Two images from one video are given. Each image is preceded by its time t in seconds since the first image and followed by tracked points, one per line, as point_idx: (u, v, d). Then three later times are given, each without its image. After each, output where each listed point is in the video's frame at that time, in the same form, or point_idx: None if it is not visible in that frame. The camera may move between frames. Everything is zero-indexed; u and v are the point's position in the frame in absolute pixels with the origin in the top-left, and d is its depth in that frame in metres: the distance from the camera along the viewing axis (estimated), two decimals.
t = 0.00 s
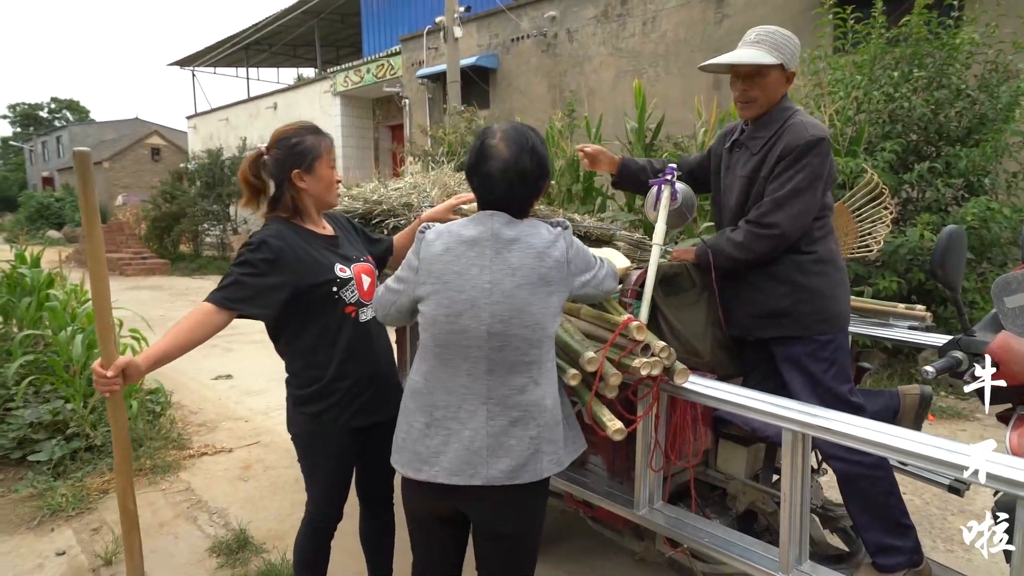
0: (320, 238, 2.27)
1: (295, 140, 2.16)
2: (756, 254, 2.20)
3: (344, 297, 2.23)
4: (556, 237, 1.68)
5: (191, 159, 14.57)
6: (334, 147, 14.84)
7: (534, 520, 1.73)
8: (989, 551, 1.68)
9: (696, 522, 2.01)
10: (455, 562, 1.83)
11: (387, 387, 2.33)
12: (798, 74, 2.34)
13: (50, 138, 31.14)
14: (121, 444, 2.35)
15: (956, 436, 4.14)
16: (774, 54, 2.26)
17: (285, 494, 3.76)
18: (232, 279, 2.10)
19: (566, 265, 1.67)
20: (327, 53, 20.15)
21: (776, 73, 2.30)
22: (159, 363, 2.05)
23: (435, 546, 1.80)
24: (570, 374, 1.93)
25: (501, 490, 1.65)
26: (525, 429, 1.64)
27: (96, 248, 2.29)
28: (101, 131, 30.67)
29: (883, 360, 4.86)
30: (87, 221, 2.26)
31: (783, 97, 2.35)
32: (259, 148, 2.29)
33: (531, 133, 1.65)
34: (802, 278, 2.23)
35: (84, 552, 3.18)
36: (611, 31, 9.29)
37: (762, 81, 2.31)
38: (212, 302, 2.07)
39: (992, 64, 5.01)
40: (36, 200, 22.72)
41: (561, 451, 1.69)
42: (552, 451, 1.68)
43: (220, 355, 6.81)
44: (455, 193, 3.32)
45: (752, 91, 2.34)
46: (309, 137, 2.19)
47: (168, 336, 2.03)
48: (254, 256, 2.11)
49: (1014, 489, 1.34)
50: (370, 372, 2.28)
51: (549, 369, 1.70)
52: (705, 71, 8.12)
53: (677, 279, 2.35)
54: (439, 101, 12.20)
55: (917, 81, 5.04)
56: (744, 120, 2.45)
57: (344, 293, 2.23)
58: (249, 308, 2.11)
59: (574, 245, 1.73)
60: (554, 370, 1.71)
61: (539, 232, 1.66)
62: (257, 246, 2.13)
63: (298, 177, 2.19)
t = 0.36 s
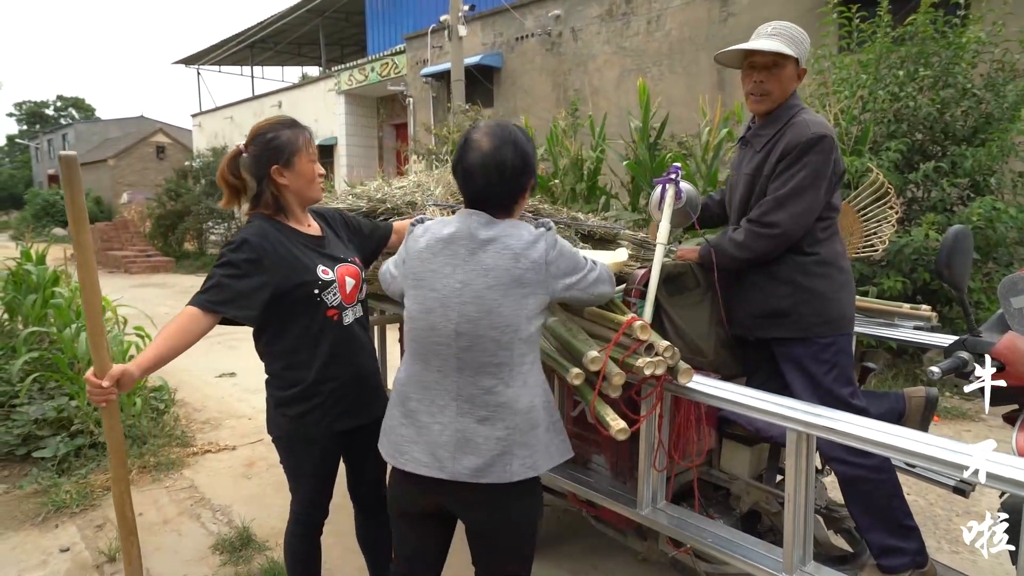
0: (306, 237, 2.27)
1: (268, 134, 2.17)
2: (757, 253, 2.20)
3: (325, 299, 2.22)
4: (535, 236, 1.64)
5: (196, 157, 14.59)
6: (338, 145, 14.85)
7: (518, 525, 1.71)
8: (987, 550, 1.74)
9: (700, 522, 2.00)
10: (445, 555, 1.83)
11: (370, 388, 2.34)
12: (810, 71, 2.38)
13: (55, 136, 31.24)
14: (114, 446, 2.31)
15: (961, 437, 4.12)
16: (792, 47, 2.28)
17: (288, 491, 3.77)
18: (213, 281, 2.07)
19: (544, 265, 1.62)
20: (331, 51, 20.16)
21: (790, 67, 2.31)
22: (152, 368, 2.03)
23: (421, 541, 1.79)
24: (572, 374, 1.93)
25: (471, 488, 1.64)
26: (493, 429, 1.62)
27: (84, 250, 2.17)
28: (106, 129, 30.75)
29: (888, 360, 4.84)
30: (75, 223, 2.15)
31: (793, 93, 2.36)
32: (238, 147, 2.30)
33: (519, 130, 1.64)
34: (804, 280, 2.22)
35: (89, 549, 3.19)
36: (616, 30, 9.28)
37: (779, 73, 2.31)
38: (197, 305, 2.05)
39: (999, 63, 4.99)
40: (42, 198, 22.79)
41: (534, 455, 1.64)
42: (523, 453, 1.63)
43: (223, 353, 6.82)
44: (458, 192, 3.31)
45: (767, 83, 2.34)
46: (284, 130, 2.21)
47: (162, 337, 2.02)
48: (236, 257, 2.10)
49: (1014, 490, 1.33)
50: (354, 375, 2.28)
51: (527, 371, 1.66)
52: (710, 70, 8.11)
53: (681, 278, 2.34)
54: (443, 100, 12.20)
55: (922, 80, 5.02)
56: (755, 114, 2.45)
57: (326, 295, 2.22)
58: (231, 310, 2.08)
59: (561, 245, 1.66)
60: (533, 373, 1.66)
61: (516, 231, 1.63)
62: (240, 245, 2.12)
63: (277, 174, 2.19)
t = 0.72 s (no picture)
0: (303, 235, 2.27)
1: (274, 129, 2.16)
2: (764, 248, 2.19)
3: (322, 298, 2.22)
4: (485, 238, 1.58)
5: (201, 155, 14.62)
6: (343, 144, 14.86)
7: (498, 533, 1.69)
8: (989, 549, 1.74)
9: (705, 522, 2.00)
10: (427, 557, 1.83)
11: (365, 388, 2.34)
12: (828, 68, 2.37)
13: (62, 134, 31.35)
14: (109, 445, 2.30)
15: (967, 438, 4.10)
16: (812, 42, 2.27)
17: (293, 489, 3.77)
18: (209, 277, 2.07)
19: (495, 267, 1.56)
20: (336, 49, 20.19)
21: (807, 62, 2.31)
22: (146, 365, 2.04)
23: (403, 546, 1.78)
24: (578, 373, 1.94)
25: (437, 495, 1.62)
26: (453, 434, 1.59)
27: (71, 249, 2.18)
28: (112, 127, 30.84)
29: (893, 360, 4.82)
30: (60, 222, 2.14)
31: (810, 90, 2.35)
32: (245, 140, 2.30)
33: (466, 128, 1.62)
34: (810, 279, 2.20)
35: (94, 546, 3.20)
36: (621, 28, 9.26)
37: (796, 67, 2.32)
38: (191, 303, 2.06)
39: (1008, 62, 4.96)
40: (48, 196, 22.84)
41: (498, 460, 1.60)
42: (485, 458, 1.59)
43: (228, 351, 6.83)
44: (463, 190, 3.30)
45: (784, 77, 2.34)
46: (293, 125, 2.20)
47: (156, 333, 2.03)
48: (232, 251, 2.10)
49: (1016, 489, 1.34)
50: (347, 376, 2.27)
51: (488, 374, 1.62)
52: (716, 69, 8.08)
53: (686, 277, 2.34)
54: (448, 98, 12.20)
55: (930, 79, 4.99)
56: (771, 109, 2.44)
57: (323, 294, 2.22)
58: (227, 307, 2.08)
59: (514, 245, 1.60)
60: (492, 376, 1.62)
61: (466, 233, 1.58)
62: (237, 239, 2.12)
63: (281, 168, 2.18)
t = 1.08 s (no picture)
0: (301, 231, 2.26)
1: (290, 122, 2.15)
2: (777, 240, 2.18)
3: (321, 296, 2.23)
4: (420, 236, 1.54)
5: (205, 152, 14.63)
6: (347, 141, 14.85)
7: (430, 546, 1.65)
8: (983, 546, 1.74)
9: (707, 520, 1.99)
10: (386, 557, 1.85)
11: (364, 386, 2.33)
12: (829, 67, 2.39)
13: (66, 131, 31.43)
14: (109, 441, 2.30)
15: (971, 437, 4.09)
16: (812, 40, 2.28)
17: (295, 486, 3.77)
18: (208, 272, 2.07)
19: (424, 267, 1.51)
20: (340, 47, 20.19)
21: (808, 60, 2.33)
22: (144, 359, 2.04)
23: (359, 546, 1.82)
24: (580, 371, 1.95)
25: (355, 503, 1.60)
26: (370, 441, 1.56)
27: (70, 244, 2.16)
28: (116, 124, 30.88)
29: (897, 359, 4.81)
30: (59, 217, 2.12)
31: (812, 88, 2.37)
32: (262, 131, 2.30)
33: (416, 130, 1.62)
34: (821, 275, 2.19)
35: (97, 542, 3.21)
36: (625, 26, 9.23)
37: (798, 64, 2.33)
38: (189, 298, 2.07)
39: (1014, 60, 4.93)
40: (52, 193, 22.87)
41: (417, 472, 1.55)
42: (402, 469, 1.55)
43: (231, 348, 6.84)
44: (465, 186, 3.29)
45: (786, 74, 2.34)
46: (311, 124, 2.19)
47: (155, 327, 2.04)
48: (231, 247, 2.09)
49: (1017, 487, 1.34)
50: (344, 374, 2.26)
51: (417, 379, 1.57)
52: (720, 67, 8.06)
53: (691, 274, 2.33)
54: (451, 96, 12.19)
55: (935, 77, 4.97)
56: (773, 105, 2.43)
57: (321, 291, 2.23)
58: (225, 303, 2.09)
59: (452, 249, 1.53)
60: (419, 384, 1.56)
61: (402, 229, 1.55)
62: (237, 234, 2.11)
63: (290, 165, 2.18)
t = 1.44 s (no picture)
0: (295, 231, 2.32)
1: (292, 120, 2.14)
2: (776, 239, 2.19)
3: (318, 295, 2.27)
4: (354, 256, 1.39)
5: (207, 151, 14.64)
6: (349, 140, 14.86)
7: None
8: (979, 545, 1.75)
9: (711, 521, 1.99)
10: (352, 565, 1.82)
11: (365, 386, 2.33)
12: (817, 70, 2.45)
13: (69, 129, 31.49)
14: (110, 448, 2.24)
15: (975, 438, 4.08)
16: (796, 44, 2.35)
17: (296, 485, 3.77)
18: (204, 271, 2.10)
19: (347, 295, 1.38)
20: (342, 46, 20.21)
21: (794, 63, 2.39)
22: (135, 354, 2.01)
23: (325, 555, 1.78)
24: (583, 371, 1.96)
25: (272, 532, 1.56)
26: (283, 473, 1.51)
27: (52, 238, 2.03)
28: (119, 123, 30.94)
29: (900, 360, 4.80)
30: (47, 237, 2.02)
31: (800, 90, 2.43)
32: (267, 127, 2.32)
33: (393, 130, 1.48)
34: (823, 273, 2.19)
35: (99, 540, 3.21)
36: (628, 25, 9.22)
37: (785, 67, 2.39)
38: (183, 296, 2.07)
39: (1018, 59, 4.92)
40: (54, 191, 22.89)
41: (323, 512, 1.47)
42: (311, 507, 1.48)
43: (233, 347, 6.84)
44: (468, 185, 3.28)
45: (774, 78, 2.41)
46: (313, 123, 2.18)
47: (146, 323, 2.03)
48: (225, 246, 2.14)
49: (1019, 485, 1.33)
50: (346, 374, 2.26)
51: (340, 411, 1.45)
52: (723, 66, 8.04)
53: (694, 275, 2.31)
54: (453, 95, 12.18)
55: (939, 76, 4.96)
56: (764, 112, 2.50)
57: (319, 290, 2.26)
58: (220, 302, 2.12)
59: (381, 280, 1.36)
60: (341, 417, 1.45)
61: (340, 243, 1.42)
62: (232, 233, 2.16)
63: (287, 164, 2.17)
